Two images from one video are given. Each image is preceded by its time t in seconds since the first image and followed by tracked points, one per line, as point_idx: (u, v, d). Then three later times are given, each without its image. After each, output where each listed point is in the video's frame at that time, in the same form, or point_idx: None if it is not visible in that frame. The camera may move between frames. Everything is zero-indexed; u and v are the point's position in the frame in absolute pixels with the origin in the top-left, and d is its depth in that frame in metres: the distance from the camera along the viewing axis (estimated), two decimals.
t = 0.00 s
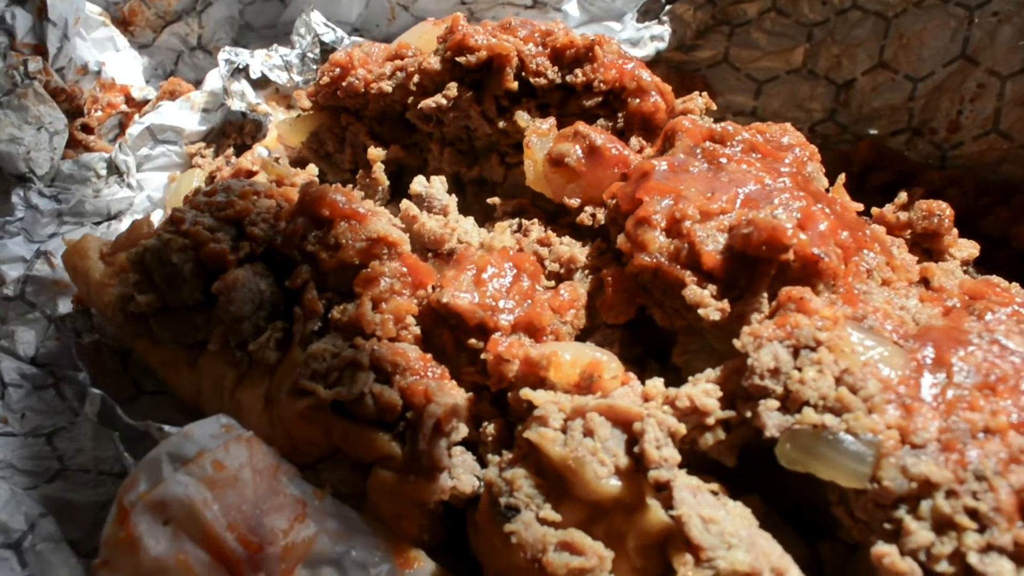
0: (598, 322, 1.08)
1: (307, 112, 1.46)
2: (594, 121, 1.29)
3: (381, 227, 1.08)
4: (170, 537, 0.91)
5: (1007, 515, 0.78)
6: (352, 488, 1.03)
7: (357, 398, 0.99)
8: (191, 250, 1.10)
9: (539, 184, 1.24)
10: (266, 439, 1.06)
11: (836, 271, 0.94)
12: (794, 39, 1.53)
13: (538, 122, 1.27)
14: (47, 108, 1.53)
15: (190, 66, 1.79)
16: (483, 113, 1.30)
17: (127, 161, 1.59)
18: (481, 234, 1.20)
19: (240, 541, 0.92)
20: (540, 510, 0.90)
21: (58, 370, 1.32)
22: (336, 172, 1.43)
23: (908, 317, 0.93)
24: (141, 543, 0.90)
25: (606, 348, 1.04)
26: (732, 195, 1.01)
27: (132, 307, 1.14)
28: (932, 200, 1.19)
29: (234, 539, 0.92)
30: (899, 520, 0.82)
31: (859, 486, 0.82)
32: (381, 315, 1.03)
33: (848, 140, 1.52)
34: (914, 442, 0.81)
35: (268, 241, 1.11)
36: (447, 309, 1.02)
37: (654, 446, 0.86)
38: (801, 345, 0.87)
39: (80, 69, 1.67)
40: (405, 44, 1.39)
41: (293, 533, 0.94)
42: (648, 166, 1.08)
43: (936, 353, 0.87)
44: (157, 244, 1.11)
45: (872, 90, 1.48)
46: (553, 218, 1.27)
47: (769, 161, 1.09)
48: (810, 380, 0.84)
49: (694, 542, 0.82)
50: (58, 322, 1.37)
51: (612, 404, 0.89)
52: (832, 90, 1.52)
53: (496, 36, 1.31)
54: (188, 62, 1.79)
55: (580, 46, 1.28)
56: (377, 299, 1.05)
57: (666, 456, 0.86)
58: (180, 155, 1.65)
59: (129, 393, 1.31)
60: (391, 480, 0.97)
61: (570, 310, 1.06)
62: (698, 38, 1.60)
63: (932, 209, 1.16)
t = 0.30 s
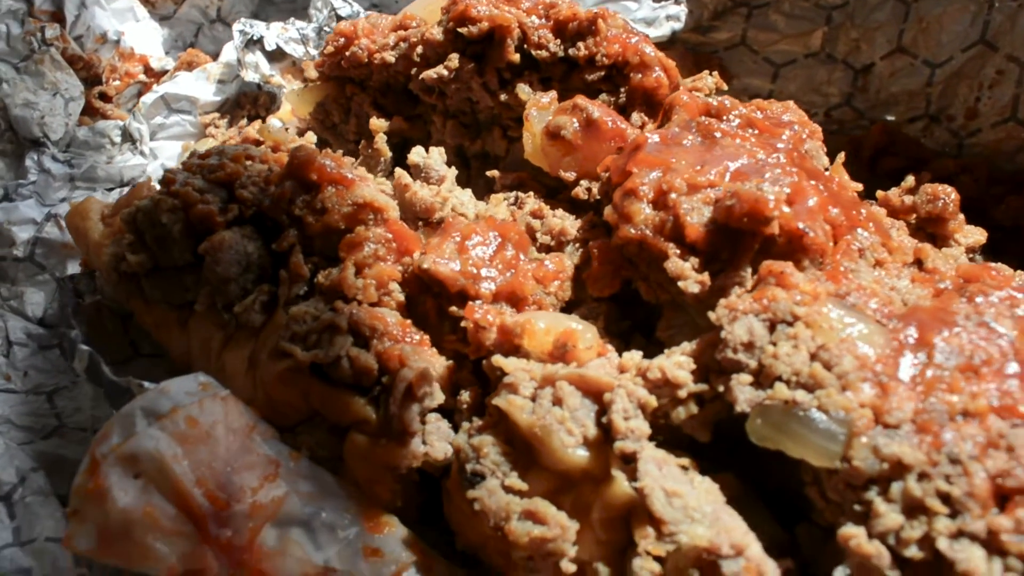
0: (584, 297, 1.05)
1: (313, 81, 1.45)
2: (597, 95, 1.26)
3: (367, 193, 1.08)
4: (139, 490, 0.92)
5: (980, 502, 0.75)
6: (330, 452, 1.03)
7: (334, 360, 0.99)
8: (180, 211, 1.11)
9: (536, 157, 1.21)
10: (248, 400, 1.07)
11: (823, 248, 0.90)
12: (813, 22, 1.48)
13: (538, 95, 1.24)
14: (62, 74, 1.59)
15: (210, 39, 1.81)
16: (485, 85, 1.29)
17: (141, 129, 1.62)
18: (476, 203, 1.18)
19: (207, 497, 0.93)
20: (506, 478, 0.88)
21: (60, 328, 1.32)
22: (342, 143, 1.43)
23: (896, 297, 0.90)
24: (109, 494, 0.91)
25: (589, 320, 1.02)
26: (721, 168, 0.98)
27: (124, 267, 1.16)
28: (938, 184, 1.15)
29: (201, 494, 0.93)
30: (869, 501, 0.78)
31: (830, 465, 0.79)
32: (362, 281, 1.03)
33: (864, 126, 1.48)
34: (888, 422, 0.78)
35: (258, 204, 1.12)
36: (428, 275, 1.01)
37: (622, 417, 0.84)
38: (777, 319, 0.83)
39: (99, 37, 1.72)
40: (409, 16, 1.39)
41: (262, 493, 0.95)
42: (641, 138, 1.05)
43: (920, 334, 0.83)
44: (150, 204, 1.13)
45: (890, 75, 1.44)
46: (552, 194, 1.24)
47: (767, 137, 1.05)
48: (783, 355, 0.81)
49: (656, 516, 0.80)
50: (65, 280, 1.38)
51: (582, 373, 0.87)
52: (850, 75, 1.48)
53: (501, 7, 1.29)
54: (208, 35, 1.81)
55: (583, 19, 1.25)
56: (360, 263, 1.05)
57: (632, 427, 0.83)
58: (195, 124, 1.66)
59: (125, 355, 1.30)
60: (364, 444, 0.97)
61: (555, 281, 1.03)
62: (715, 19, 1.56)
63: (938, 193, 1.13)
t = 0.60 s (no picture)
0: (572, 272, 1.03)
1: (322, 55, 1.46)
2: (600, 73, 1.25)
3: (355, 159, 1.09)
4: (116, 444, 0.92)
5: (951, 489, 0.73)
6: (313, 418, 1.03)
7: (314, 325, 0.99)
8: (173, 171, 1.13)
9: (535, 133, 1.20)
10: (234, 364, 1.08)
11: (809, 226, 0.89)
12: (833, 9, 1.41)
13: (541, 70, 1.23)
14: (80, 42, 1.63)
15: (232, 15, 1.84)
16: (488, 59, 1.28)
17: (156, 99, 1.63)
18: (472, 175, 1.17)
19: (182, 454, 0.93)
20: (476, 447, 0.86)
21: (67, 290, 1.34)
22: (349, 116, 1.44)
23: (882, 278, 0.87)
24: (86, 446, 0.92)
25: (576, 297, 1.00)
26: (709, 144, 0.97)
27: (121, 229, 1.19)
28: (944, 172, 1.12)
29: (176, 451, 0.93)
30: (838, 484, 0.76)
31: (800, 445, 0.77)
32: (348, 247, 1.04)
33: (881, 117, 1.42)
34: (859, 402, 0.76)
35: (249, 168, 1.14)
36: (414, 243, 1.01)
37: (591, 389, 0.83)
38: (752, 295, 0.82)
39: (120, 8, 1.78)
40: None
41: (239, 454, 0.95)
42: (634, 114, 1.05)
43: (900, 315, 0.81)
44: (146, 165, 1.15)
45: (909, 66, 1.38)
46: (554, 172, 1.21)
47: (761, 115, 1.04)
48: (756, 330, 0.80)
49: (621, 490, 0.78)
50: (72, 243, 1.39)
51: (555, 343, 0.86)
52: (870, 65, 1.41)
53: None
54: (230, 10, 1.85)
55: None
56: (348, 229, 1.05)
57: (601, 400, 0.82)
58: (211, 97, 1.67)
59: (128, 320, 1.31)
60: (343, 410, 0.96)
61: (542, 255, 1.02)
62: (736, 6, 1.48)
63: (942, 179, 1.09)
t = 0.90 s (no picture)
0: (562, 252, 1.03)
1: (334, 33, 1.47)
2: (605, 55, 1.24)
3: (352, 132, 1.10)
4: (104, 404, 0.93)
5: (921, 477, 0.71)
6: (298, 388, 1.03)
7: (302, 295, 1.00)
8: (176, 141, 1.15)
9: (535, 113, 1.19)
10: (226, 333, 1.08)
11: (796, 209, 0.88)
12: None
13: (545, 51, 1.22)
14: (102, 16, 1.66)
15: None
16: (493, 38, 1.28)
17: (174, 74, 1.66)
18: (471, 153, 1.17)
19: (166, 416, 0.94)
20: (450, 420, 0.86)
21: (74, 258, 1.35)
22: (358, 95, 1.44)
23: (870, 264, 0.86)
24: (74, 405, 0.92)
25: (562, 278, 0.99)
26: (703, 124, 0.96)
27: (125, 196, 1.21)
28: (948, 162, 1.09)
29: (161, 414, 0.93)
30: (806, 470, 0.74)
31: (771, 428, 0.76)
32: (340, 220, 1.04)
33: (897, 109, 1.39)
34: (830, 386, 0.74)
35: (249, 139, 1.15)
36: (403, 217, 1.01)
37: (564, 364, 0.82)
38: (730, 275, 0.81)
39: None
40: None
41: (221, 419, 0.95)
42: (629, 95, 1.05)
43: (880, 300, 0.79)
44: (150, 134, 1.17)
45: (927, 56, 1.34)
46: (557, 153, 1.20)
47: (759, 98, 1.02)
48: (730, 311, 0.79)
49: (587, 466, 0.77)
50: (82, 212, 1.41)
51: (531, 318, 0.86)
52: (886, 55, 1.37)
53: None
54: None
55: None
56: (342, 201, 1.06)
57: (572, 375, 0.82)
58: (228, 74, 1.69)
59: (133, 289, 1.32)
60: (325, 381, 0.97)
61: (531, 233, 1.02)
62: None
63: (946, 169, 1.06)
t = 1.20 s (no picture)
0: (554, 237, 1.04)
1: (348, 17, 1.48)
2: (611, 42, 1.24)
3: (354, 113, 1.10)
4: (99, 369, 0.94)
5: (891, 470, 0.70)
6: (288, 362, 1.04)
7: (295, 270, 1.01)
8: (185, 117, 1.16)
9: (538, 99, 1.20)
10: (222, 307, 1.09)
11: (784, 198, 0.87)
12: None
13: (551, 39, 1.22)
14: None
15: None
16: (501, 24, 1.28)
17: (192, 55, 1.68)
18: (473, 138, 1.17)
19: (157, 383, 0.94)
20: (429, 398, 0.87)
21: (85, 231, 1.39)
22: (368, 79, 1.45)
23: (857, 255, 0.85)
24: (70, 368, 0.94)
25: (550, 261, 1.00)
26: (698, 110, 0.96)
27: (134, 170, 1.22)
28: (950, 158, 1.08)
29: (153, 381, 0.94)
30: (776, 458, 0.74)
31: (743, 416, 0.76)
32: (337, 198, 1.04)
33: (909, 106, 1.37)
34: (804, 374, 0.74)
35: (254, 118, 1.16)
36: (399, 196, 1.02)
37: (542, 345, 0.83)
38: (712, 260, 0.81)
39: None
40: None
41: (210, 389, 0.96)
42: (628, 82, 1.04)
43: (862, 291, 0.78)
44: (160, 110, 1.19)
45: (940, 52, 1.33)
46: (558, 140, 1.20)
47: (759, 88, 1.02)
48: (708, 296, 0.78)
49: (558, 447, 0.77)
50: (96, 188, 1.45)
51: (514, 299, 0.86)
52: (900, 50, 1.36)
53: None
54: None
55: None
56: (340, 180, 1.06)
57: (550, 356, 0.82)
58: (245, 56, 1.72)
59: (140, 265, 1.36)
60: (313, 355, 0.98)
61: (523, 217, 1.03)
62: None
63: (947, 165, 1.06)
